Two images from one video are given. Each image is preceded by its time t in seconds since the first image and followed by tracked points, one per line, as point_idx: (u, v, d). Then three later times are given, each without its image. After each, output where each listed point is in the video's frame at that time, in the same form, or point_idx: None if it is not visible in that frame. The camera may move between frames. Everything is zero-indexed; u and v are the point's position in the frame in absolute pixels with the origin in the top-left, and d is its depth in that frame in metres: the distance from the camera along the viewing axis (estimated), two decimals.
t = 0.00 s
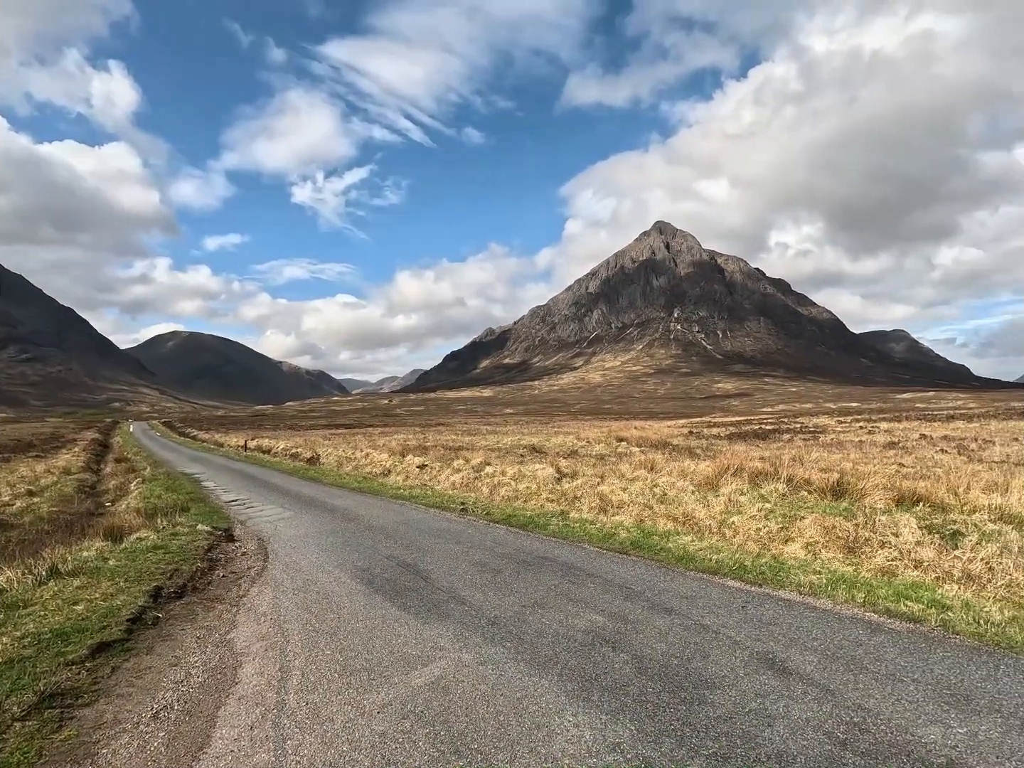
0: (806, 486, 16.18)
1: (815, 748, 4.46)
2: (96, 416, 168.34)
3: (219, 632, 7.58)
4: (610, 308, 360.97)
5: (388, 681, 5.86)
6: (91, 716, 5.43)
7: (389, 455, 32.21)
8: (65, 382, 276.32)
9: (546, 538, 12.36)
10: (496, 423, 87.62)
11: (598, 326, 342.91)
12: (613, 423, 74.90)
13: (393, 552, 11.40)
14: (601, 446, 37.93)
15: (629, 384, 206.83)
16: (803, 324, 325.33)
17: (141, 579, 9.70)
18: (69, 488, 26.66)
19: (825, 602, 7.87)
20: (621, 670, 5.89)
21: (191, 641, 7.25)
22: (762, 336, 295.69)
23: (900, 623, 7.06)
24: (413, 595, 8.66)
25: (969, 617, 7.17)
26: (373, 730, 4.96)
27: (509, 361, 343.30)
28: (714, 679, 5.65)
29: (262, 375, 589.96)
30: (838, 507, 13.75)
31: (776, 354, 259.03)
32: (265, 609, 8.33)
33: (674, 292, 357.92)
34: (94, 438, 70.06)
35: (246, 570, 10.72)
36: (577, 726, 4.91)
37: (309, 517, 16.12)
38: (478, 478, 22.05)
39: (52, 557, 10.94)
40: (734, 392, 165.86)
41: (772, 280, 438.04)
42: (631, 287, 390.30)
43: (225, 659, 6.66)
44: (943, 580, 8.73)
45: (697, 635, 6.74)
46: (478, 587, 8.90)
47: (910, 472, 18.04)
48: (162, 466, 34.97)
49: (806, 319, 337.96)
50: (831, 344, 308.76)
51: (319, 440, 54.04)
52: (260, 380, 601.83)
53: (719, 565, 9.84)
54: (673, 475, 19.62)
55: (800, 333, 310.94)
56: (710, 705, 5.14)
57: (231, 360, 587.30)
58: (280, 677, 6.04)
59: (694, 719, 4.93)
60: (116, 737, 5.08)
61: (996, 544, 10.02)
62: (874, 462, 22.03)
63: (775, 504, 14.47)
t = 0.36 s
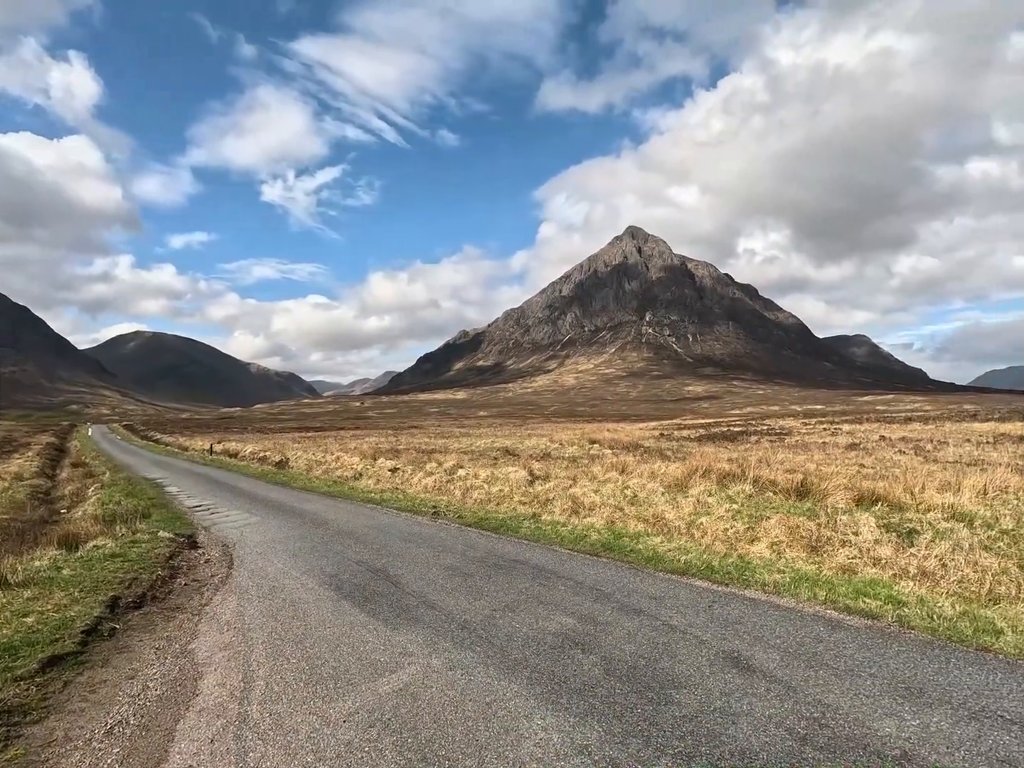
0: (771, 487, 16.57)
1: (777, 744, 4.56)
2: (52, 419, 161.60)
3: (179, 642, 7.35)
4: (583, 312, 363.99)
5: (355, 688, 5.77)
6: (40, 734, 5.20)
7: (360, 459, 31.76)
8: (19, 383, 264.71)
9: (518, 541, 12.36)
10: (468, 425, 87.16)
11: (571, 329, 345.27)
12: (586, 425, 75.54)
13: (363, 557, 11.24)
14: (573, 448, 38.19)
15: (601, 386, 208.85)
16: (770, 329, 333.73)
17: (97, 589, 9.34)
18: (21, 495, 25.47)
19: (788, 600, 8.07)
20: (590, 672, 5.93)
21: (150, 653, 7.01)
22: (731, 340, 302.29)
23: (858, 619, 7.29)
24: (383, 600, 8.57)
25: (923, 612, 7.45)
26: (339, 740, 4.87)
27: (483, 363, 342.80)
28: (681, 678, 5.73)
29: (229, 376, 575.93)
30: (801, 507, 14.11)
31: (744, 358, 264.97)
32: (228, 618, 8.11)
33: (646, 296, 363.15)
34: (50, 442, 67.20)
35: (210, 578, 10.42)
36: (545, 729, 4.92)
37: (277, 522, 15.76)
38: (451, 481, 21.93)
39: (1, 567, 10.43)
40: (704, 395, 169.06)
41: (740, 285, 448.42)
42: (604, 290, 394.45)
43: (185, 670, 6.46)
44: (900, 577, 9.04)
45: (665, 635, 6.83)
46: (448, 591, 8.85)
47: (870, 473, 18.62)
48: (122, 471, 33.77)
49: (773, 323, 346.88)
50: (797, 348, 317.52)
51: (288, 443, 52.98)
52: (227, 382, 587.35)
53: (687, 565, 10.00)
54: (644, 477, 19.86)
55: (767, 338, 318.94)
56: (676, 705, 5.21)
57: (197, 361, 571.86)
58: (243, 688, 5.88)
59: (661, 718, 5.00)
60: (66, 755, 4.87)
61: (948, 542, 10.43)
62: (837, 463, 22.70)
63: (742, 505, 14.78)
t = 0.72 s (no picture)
0: (739, 488, 16.91)
1: (739, 744, 4.63)
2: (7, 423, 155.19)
3: (136, 655, 7.10)
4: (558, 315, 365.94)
5: (319, 698, 5.66)
6: None
7: (332, 462, 31.32)
8: None
9: (489, 545, 12.32)
10: (443, 428, 86.90)
11: (547, 333, 346.65)
12: (560, 427, 76.05)
13: (332, 563, 11.06)
14: (548, 451, 38.32)
15: (576, 389, 210.28)
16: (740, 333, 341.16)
17: (50, 601, 8.97)
18: None
19: (753, 600, 8.23)
20: (558, 676, 5.93)
21: (104, 667, 6.75)
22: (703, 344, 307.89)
23: (820, 617, 7.47)
24: (351, 607, 8.44)
25: (881, 610, 7.69)
26: (301, 752, 4.78)
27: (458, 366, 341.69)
28: (647, 680, 5.78)
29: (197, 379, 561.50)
30: (768, 509, 14.42)
31: (715, 361, 270.11)
32: (189, 628, 7.88)
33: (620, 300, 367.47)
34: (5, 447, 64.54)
35: (171, 587, 10.11)
36: (511, 735, 4.90)
37: (244, 528, 15.40)
38: (424, 485, 21.75)
39: None
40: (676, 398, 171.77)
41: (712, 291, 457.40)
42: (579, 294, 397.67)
43: (142, 684, 6.24)
44: (860, 576, 9.31)
45: (633, 638, 6.89)
46: (418, 597, 8.76)
47: (833, 475, 19.13)
48: (81, 477, 32.55)
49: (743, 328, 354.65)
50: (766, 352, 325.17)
51: (257, 448, 51.86)
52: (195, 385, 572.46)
53: (657, 567, 10.12)
54: (616, 480, 20.05)
55: (738, 342, 325.87)
56: (642, 707, 5.25)
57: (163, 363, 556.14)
58: (203, 701, 5.72)
59: (626, 721, 5.03)
60: None
61: (905, 541, 10.80)
62: (802, 465, 23.29)
63: (711, 507, 15.03)
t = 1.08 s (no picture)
0: (710, 492, 17.16)
1: (704, 746, 4.67)
2: None
3: (91, 670, 6.82)
4: (535, 321, 367.20)
5: (282, 711, 5.52)
6: None
7: (304, 469, 30.74)
8: None
9: (463, 551, 12.25)
10: (418, 435, 86.26)
11: (524, 338, 347.53)
12: (536, 434, 76.30)
13: (301, 572, 10.83)
14: (524, 456, 38.33)
15: (553, 395, 211.24)
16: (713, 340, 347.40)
17: None
18: None
19: (723, 603, 8.32)
20: (527, 683, 5.91)
21: (55, 684, 6.47)
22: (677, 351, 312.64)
23: (786, 619, 7.60)
24: (318, 616, 8.27)
25: (844, 611, 7.86)
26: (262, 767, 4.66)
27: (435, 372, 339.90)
28: (616, 685, 5.79)
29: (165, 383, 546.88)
30: (738, 512, 14.66)
31: (689, 368, 274.39)
32: (149, 642, 7.60)
33: (597, 307, 370.98)
34: None
35: (131, 599, 9.76)
36: (479, 743, 4.86)
37: (210, 537, 15.00)
38: (398, 492, 21.51)
39: None
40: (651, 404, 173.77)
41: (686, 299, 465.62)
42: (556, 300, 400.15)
43: (96, 700, 6.00)
44: (825, 578, 9.51)
45: (603, 642, 6.91)
46: (388, 605, 8.65)
47: (802, 479, 19.54)
48: (38, 485, 31.27)
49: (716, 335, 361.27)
50: (738, 359, 331.66)
51: (227, 454, 50.60)
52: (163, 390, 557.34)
53: (628, 572, 10.19)
54: (590, 485, 20.16)
55: (711, 349, 331.70)
56: (611, 712, 5.26)
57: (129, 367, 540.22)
58: (161, 716, 5.53)
59: (595, 727, 5.03)
60: None
61: (869, 543, 11.08)
62: (773, 469, 23.74)
63: (682, 511, 15.21)
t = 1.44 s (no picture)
0: (684, 498, 17.38)
1: (675, 749, 4.73)
2: None
3: (49, 686, 6.59)
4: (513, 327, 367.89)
5: (250, 724, 5.42)
6: None
7: (278, 476, 30.20)
8: None
9: (439, 558, 12.17)
10: (396, 440, 85.53)
11: (502, 344, 347.67)
12: (515, 439, 76.41)
13: (273, 581, 10.62)
14: (501, 462, 38.29)
15: (531, 400, 211.83)
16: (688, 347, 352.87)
17: None
18: None
19: (695, 607, 8.44)
20: (501, 690, 5.90)
21: (11, 702, 6.21)
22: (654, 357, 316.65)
23: (757, 622, 7.74)
24: (290, 626, 8.12)
25: (813, 613, 8.03)
26: None
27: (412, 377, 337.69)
28: (590, 691, 5.82)
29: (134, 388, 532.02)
30: (711, 517, 14.88)
31: (665, 374, 278.07)
32: (112, 656, 7.37)
33: (574, 313, 373.74)
34: None
35: (93, 611, 9.45)
36: (452, 752, 4.83)
37: (178, 546, 14.61)
38: (374, 499, 21.24)
39: None
40: (628, 409, 175.43)
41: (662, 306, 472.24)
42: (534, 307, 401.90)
43: (54, 717, 5.79)
44: (795, 581, 9.72)
45: (577, 648, 6.93)
46: (362, 613, 8.54)
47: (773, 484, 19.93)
48: None
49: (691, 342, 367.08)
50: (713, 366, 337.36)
51: (198, 461, 49.37)
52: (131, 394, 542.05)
53: (604, 577, 10.26)
54: (567, 490, 20.23)
55: (686, 356, 336.79)
56: (584, 718, 5.29)
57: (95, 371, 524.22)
58: (123, 733, 5.36)
59: (568, 733, 5.05)
60: None
61: (837, 546, 11.36)
62: (745, 474, 24.16)
63: (657, 516, 15.37)
